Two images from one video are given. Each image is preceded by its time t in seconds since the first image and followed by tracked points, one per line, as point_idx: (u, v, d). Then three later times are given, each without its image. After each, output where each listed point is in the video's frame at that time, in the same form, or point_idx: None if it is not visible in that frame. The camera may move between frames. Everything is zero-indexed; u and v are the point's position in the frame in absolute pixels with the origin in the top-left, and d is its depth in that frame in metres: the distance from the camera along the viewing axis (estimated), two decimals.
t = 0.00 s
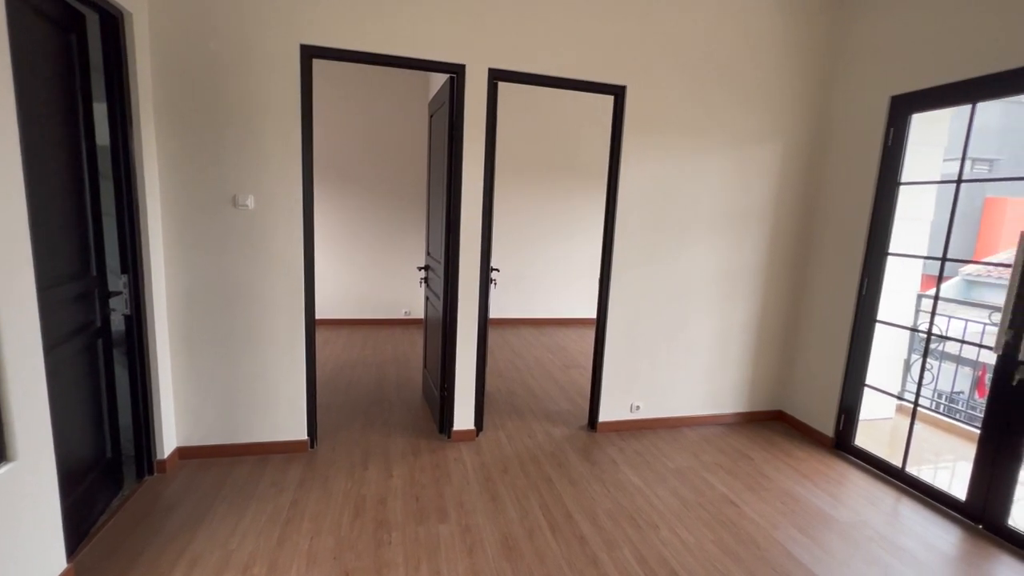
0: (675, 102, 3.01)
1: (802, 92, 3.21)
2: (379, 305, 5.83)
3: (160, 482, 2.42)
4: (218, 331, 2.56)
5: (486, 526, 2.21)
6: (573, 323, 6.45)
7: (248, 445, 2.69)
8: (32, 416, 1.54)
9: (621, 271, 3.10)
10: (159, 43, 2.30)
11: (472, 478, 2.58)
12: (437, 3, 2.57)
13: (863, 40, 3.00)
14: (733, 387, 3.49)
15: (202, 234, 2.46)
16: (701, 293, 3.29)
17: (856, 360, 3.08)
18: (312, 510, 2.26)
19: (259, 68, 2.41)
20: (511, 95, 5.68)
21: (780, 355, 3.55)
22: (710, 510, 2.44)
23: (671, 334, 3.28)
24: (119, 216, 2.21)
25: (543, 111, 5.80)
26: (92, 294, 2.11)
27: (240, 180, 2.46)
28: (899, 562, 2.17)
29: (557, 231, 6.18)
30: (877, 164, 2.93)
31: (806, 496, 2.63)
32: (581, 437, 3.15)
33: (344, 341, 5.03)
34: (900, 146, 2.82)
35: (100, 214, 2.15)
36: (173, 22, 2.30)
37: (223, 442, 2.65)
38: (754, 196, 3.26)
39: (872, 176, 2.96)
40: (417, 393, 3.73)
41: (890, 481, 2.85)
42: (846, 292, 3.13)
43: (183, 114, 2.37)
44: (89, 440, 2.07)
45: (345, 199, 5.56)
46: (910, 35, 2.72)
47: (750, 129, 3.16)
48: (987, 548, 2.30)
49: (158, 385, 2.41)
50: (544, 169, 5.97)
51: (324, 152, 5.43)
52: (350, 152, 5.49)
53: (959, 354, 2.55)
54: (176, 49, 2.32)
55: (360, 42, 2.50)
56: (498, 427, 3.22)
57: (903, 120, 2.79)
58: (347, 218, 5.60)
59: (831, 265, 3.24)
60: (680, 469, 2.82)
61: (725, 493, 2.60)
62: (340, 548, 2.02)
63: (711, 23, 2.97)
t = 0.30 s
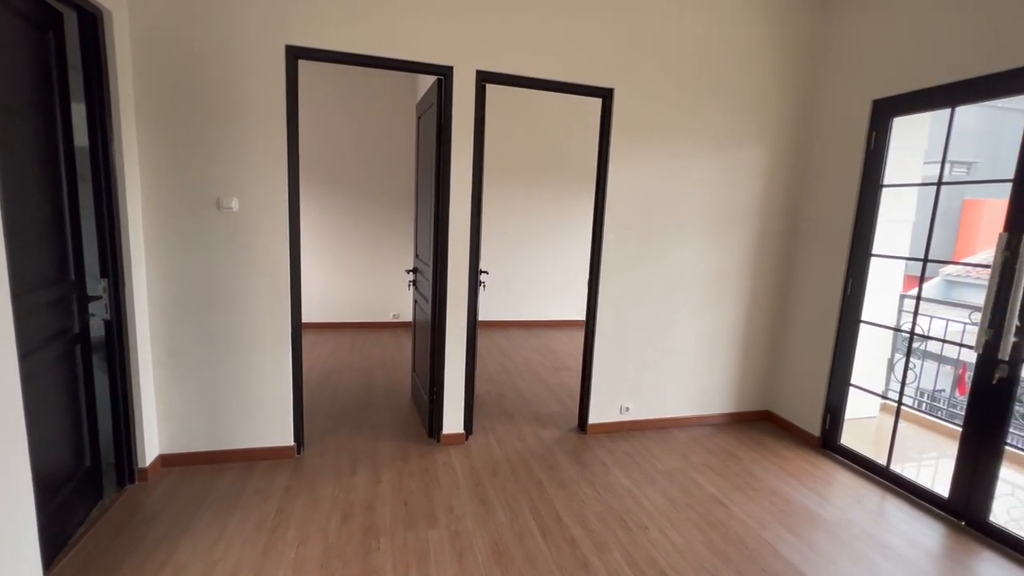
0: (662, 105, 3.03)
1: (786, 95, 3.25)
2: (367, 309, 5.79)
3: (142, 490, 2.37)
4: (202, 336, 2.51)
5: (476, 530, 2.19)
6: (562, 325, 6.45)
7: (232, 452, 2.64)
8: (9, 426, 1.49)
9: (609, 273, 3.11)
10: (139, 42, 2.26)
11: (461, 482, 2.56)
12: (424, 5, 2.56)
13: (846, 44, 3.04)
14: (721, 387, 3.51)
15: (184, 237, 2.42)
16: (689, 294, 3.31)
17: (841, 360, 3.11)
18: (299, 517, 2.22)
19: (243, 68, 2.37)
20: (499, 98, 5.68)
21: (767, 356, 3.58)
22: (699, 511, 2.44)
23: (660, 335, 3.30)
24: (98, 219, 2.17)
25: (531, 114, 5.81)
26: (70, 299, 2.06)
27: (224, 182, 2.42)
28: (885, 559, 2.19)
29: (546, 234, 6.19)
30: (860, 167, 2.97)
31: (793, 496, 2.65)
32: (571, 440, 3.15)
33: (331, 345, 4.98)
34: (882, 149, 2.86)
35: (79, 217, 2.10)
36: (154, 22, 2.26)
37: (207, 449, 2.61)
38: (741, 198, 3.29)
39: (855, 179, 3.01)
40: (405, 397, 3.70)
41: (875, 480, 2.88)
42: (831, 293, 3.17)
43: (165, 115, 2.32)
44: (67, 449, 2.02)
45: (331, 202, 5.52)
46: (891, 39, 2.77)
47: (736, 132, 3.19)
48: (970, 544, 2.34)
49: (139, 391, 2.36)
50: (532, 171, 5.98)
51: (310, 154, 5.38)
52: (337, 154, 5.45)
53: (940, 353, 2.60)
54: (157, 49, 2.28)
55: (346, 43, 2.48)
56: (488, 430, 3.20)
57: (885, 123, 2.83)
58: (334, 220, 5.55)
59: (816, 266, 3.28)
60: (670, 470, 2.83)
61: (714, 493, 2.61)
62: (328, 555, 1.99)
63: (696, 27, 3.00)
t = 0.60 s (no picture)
0: (650, 108, 3.05)
1: (771, 99, 3.29)
2: (355, 312, 5.74)
3: (123, 499, 2.32)
4: (185, 341, 2.46)
5: (465, 535, 2.17)
6: (551, 327, 6.46)
7: (217, 458, 2.59)
8: None
9: (598, 275, 3.12)
10: (119, 41, 2.22)
11: (451, 486, 2.54)
12: (412, 6, 2.54)
13: (829, 48, 3.09)
14: (709, 388, 3.53)
15: (167, 240, 2.37)
16: (677, 296, 3.33)
17: (827, 360, 3.15)
18: (285, 524, 2.19)
19: (227, 69, 2.34)
20: (487, 100, 5.68)
21: (754, 356, 3.61)
22: (688, 511, 2.45)
23: (648, 337, 3.31)
24: (76, 222, 2.12)
25: (519, 116, 5.82)
26: (48, 304, 2.00)
27: (208, 184, 2.38)
28: (870, 557, 2.22)
29: (535, 236, 6.20)
30: (843, 169, 3.01)
31: (781, 495, 2.68)
32: (561, 442, 3.14)
33: (319, 349, 4.92)
34: (865, 152, 2.90)
35: (57, 220, 2.04)
36: (134, 21, 2.22)
37: (191, 456, 2.56)
38: (728, 200, 3.32)
39: (839, 181, 3.05)
40: (394, 400, 3.67)
41: (860, 478, 2.92)
42: (816, 294, 3.21)
43: (146, 116, 2.28)
44: (44, 458, 1.96)
45: (319, 204, 5.46)
46: (872, 44, 2.82)
47: (722, 135, 3.23)
48: (953, 540, 2.37)
49: (119, 397, 2.31)
50: (521, 173, 5.98)
51: (296, 156, 5.33)
52: (324, 156, 5.40)
53: (922, 352, 2.64)
54: (139, 48, 2.24)
55: (332, 44, 2.46)
56: (477, 433, 3.19)
57: (868, 126, 2.88)
58: (321, 223, 5.50)
59: (802, 267, 3.31)
60: (659, 471, 2.83)
61: (703, 494, 2.63)
62: (315, 563, 1.96)
63: (683, 31, 3.03)
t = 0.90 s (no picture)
0: (637, 110, 3.07)
1: (757, 102, 3.33)
2: (343, 314, 5.69)
3: (103, 508, 2.26)
4: (168, 346, 2.42)
5: (456, 539, 2.15)
6: (541, 328, 6.46)
7: (201, 465, 2.54)
8: None
9: (587, 277, 3.12)
10: (99, 40, 2.17)
11: (441, 490, 2.53)
12: (398, 6, 2.53)
13: (812, 52, 3.14)
14: (698, 388, 3.56)
15: (148, 243, 2.33)
16: (666, 297, 3.34)
17: (813, 360, 3.19)
18: (272, 532, 2.15)
19: (211, 69, 2.30)
20: (475, 101, 5.67)
21: (741, 356, 3.64)
22: (678, 512, 2.46)
23: (638, 338, 3.32)
24: (55, 224, 2.06)
25: (508, 117, 5.82)
26: (25, 310, 1.93)
27: (191, 186, 2.34)
28: (857, 554, 2.24)
29: (524, 237, 6.20)
30: (828, 171, 3.05)
31: (770, 495, 2.70)
32: (551, 444, 3.14)
33: (306, 353, 4.87)
34: (848, 154, 2.95)
35: (35, 223, 1.96)
36: (114, 20, 2.18)
37: (175, 463, 2.51)
38: (715, 202, 3.34)
39: (823, 183, 3.09)
40: (383, 404, 3.63)
41: (846, 476, 2.96)
42: (802, 294, 3.25)
43: (126, 116, 2.23)
44: (21, 469, 1.90)
45: (305, 206, 5.40)
46: (854, 49, 2.87)
47: (709, 137, 3.25)
48: (937, 536, 2.41)
49: (99, 404, 2.25)
50: (509, 175, 5.98)
51: (282, 158, 5.26)
52: (310, 158, 5.35)
53: (905, 351, 2.69)
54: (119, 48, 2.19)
55: (317, 44, 2.44)
56: (467, 436, 3.17)
57: (852, 129, 2.92)
58: (308, 225, 5.44)
59: (788, 268, 3.35)
60: (649, 472, 2.84)
61: (692, 494, 2.64)
62: (303, 571, 1.93)
63: (669, 34, 3.05)
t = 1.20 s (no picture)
0: (625, 113, 3.08)
1: (743, 104, 3.37)
2: (331, 317, 5.63)
3: (84, 518, 2.20)
4: (150, 351, 2.36)
5: (446, 544, 2.13)
6: (530, 330, 6.46)
7: (185, 472, 2.49)
8: None
9: (577, 279, 3.13)
10: (78, 38, 2.12)
11: (431, 494, 2.50)
12: (386, 7, 2.51)
13: (797, 55, 3.18)
14: (687, 389, 3.57)
15: (130, 246, 2.27)
16: (655, 298, 3.36)
17: (800, 360, 3.22)
18: (259, 539, 2.11)
19: (195, 69, 2.27)
20: (464, 102, 5.67)
21: (730, 357, 3.67)
22: (669, 513, 2.47)
23: (627, 339, 3.33)
24: (32, 226, 2.00)
25: (496, 119, 5.82)
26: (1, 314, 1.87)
27: (175, 188, 2.30)
28: (845, 552, 2.27)
29: (513, 239, 6.20)
30: (813, 173, 3.10)
31: (759, 494, 2.72)
32: (541, 446, 3.13)
33: (294, 356, 4.81)
34: (833, 156, 2.99)
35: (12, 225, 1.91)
36: (94, 18, 2.13)
37: (158, 471, 2.45)
38: (702, 204, 3.37)
39: (808, 185, 3.13)
40: (372, 407, 3.60)
41: (833, 474, 2.99)
42: (789, 295, 3.28)
43: (107, 116, 2.19)
44: None
45: (292, 208, 5.34)
46: (838, 53, 2.91)
47: (697, 140, 3.28)
48: (922, 533, 2.45)
49: (78, 411, 2.19)
50: (498, 176, 5.98)
51: (268, 159, 5.20)
52: (297, 159, 5.29)
53: (888, 351, 2.73)
54: (100, 47, 2.15)
55: (304, 44, 2.41)
56: (457, 439, 3.15)
57: (836, 132, 2.96)
58: (294, 227, 5.38)
59: (775, 269, 3.39)
60: (639, 473, 2.85)
61: (683, 495, 2.65)
62: None
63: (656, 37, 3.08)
